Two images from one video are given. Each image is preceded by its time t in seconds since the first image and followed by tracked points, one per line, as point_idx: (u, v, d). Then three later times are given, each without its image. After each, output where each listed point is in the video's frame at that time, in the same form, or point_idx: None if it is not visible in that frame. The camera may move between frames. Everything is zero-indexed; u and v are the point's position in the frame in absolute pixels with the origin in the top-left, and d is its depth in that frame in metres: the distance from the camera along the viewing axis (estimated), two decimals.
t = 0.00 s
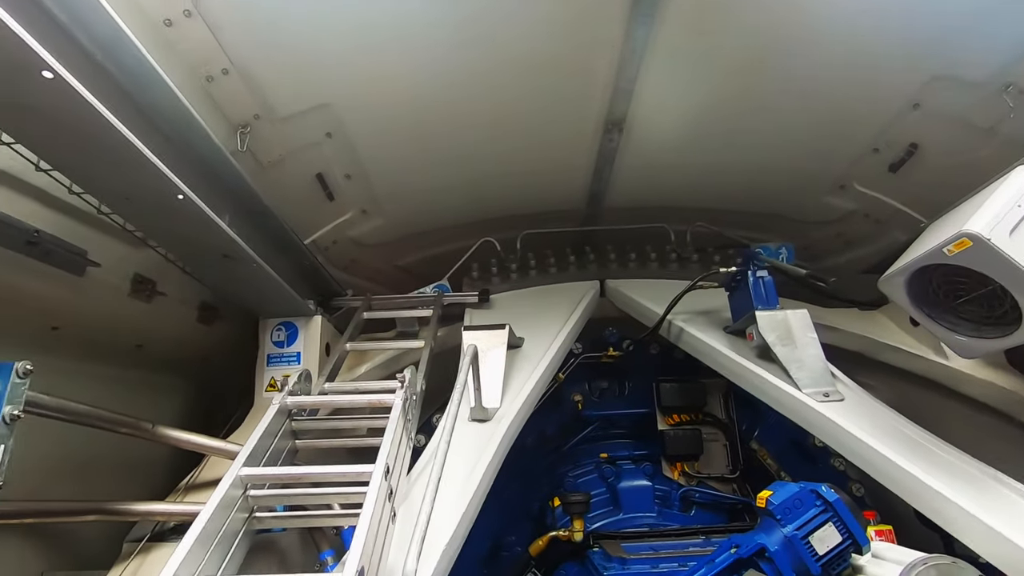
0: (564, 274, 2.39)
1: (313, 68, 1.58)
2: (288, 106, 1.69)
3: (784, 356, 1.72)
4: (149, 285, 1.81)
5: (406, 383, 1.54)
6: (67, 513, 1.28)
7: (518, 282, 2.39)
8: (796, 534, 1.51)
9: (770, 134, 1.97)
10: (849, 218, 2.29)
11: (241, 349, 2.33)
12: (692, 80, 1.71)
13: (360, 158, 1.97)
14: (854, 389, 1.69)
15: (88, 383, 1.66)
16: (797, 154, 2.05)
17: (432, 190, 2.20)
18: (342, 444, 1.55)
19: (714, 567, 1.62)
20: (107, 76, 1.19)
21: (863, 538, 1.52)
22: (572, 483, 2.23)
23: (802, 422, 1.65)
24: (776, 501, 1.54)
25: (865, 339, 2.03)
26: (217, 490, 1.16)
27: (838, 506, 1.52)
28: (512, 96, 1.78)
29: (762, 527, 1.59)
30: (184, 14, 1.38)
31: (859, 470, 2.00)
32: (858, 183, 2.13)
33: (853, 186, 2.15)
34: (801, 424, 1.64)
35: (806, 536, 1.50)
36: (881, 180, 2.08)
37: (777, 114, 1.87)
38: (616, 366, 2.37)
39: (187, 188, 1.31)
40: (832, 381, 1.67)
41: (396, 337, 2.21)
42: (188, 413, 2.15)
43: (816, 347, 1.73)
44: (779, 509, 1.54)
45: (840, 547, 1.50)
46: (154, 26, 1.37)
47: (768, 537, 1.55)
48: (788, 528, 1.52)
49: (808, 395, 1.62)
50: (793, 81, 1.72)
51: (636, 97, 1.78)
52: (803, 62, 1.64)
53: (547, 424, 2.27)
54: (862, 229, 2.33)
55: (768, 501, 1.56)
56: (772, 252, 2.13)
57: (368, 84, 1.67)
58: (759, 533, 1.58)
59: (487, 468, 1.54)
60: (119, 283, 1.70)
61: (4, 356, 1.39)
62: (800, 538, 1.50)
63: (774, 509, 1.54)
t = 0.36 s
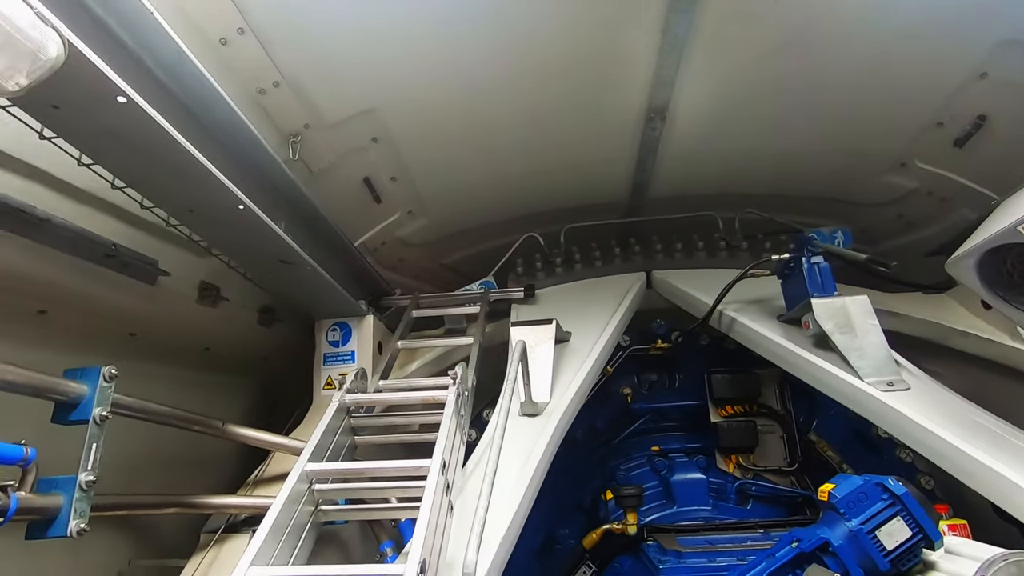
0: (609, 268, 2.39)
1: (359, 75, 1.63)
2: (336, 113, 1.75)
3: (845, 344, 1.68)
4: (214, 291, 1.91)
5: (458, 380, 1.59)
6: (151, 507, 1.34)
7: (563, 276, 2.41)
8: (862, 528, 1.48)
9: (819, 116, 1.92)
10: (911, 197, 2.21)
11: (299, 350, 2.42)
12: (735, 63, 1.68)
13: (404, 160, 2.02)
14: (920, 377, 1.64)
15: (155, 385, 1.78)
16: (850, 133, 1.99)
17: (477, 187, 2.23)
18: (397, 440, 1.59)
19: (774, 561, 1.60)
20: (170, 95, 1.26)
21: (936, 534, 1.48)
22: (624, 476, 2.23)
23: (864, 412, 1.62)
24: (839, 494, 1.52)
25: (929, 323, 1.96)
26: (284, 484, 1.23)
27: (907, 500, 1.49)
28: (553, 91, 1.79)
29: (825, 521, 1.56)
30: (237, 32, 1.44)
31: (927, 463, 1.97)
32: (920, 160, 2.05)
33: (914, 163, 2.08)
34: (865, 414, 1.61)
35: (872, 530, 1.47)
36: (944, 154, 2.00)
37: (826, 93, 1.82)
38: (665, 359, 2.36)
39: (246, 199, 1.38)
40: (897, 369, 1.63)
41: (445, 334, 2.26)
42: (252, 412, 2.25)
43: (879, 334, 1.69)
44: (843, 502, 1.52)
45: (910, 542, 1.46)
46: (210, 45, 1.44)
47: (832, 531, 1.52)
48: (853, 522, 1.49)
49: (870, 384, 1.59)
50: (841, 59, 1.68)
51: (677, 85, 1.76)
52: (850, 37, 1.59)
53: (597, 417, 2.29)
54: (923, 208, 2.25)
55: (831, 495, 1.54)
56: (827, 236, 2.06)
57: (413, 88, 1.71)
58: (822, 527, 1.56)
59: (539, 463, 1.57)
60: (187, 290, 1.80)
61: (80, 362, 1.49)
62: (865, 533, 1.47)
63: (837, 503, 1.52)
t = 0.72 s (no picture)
0: (656, 261, 2.38)
1: (404, 80, 1.67)
2: (381, 120, 1.80)
3: (911, 333, 1.63)
4: (274, 297, 1.99)
5: (508, 378, 1.61)
6: (225, 503, 1.41)
7: (609, 272, 2.42)
8: (935, 526, 1.44)
9: (873, 95, 1.86)
10: (979, 174, 2.13)
11: (353, 352, 2.50)
12: (783, 43, 1.64)
13: (448, 162, 2.06)
14: (994, 366, 1.57)
15: (222, 388, 1.88)
16: (908, 111, 1.93)
17: (521, 184, 2.25)
18: (451, 439, 1.63)
19: (839, 559, 1.57)
20: (229, 112, 1.33)
21: (1017, 532, 1.42)
22: (678, 473, 2.22)
23: (933, 404, 1.57)
24: (909, 492, 1.48)
25: (1001, 306, 1.88)
26: (348, 481, 1.27)
27: (984, 496, 1.43)
28: (594, 86, 1.79)
29: (895, 518, 1.52)
30: (289, 49, 1.50)
31: (1007, 457, 1.82)
32: (988, 135, 1.98)
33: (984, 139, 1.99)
34: (933, 406, 1.56)
35: (947, 529, 1.43)
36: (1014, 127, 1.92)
37: (878, 73, 1.77)
38: (716, 353, 2.33)
39: (302, 208, 1.45)
40: (969, 359, 1.57)
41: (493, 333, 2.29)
42: (310, 413, 2.34)
43: (948, 322, 1.64)
44: (914, 500, 1.47)
45: (988, 541, 1.42)
46: (263, 63, 1.50)
47: (901, 529, 1.48)
48: (924, 520, 1.45)
49: (941, 375, 1.53)
50: (896, 34, 1.62)
51: (722, 72, 1.74)
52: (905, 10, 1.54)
53: (649, 413, 2.28)
54: (989, 185, 2.15)
55: (900, 492, 1.49)
56: (889, 221, 1.95)
57: (457, 90, 1.74)
58: (891, 525, 1.51)
59: (592, 459, 1.58)
60: (249, 297, 1.89)
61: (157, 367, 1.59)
62: (939, 531, 1.43)
63: (907, 500, 1.47)
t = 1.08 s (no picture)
0: (697, 256, 2.36)
1: (443, 86, 1.70)
2: (420, 126, 1.84)
3: (972, 324, 1.59)
4: (321, 302, 2.06)
5: (552, 377, 1.62)
6: (282, 501, 1.46)
7: (649, 268, 2.41)
8: (1003, 525, 1.38)
9: (921, 77, 1.81)
10: None
11: (398, 354, 2.55)
12: (823, 25, 1.61)
13: (485, 164, 2.09)
14: None
15: (276, 391, 1.95)
16: (959, 90, 1.86)
17: (558, 183, 2.26)
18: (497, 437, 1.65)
19: (900, 559, 1.54)
20: (276, 125, 1.38)
21: None
22: (726, 470, 2.20)
23: (997, 398, 1.52)
24: (974, 490, 1.43)
25: None
26: (399, 480, 1.31)
27: None
28: (631, 81, 1.78)
29: (959, 517, 1.47)
30: (331, 62, 1.55)
31: None
32: None
33: None
34: (996, 399, 1.51)
35: (1017, 528, 1.38)
36: None
37: (927, 54, 1.71)
38: (762, 348, 2.30)
39: (347, 215, 1.49)
40: None
41: (533, 332, 2.31)
42: (358, 414, 2.40)
43: (1013, 311, 1.58)
44: (979, 498, 1.42)
45: None
46: (307, 77, 1.55)
47: (967, 528, 1.43)
48: (992, 519, 1.40)
49: (1007, 367, 1.49)
50: (944, 11, 1.57)
51: (760, 61, 1.71)
52: None
53: (694, 409, 2.26)
54: None
55: (965, 490, 1.45)
56: (943, 206, 1.89)
57: (494, 92, 1.76)
58: (955, 524, 1.47)
59: (637, 457, 1.59)
60: (299, 302, 1.95)
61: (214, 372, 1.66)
62: (1008, 530, 1.38)
63: (973, 497, 1.43)
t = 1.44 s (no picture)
0: (739, 240, 2.32)
1: (481, 77, 1.72)
2: (457, 118, 1.86)
3: None
4: (366, 294, 2.11)
5: (594, 364, 1.63)
6: (337, 486, 1.52)
7: (689, 253, 2.38)
8: None
9: (976, 46, 1.73)
10: None
11: (439, 344, 2.59)
12: None
13: (521, 153, 2.10)
14: None
15: (323, 382, 2.01)
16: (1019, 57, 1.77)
17: (597, 170, 2.25)
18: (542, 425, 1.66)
19: (960, 548, 1.49)
20: (320, 122, 1.42)
21: None
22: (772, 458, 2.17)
23: None
24: None
25: None
26: (447, 466, 1.33)
27: None
28: (670, 64, 1.76)
29: None
30: (370, 58, 1.58)
31: None
32: None
33: None
34: None
35: None
36: None
37: (982, 21, 1.64)
38: (809, 333, 2.25)
39: (390, 209, 1.52)
40: None
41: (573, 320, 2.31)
42: (402, 404, 2.45)
43: None
44: None
45: None
46: (347, 73, 1.59)
47: None
48: None
49: None
50: None
51: (805, 35, 1.67)
52: None
53: (738, 396, 2.22)
54: None
55: None
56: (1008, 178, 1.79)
57: (532, 81, 1.77)
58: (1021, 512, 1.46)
59: (682, 443, 1.59)
60: (344, 294, 2.00)
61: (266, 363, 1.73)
62: None
63: None
